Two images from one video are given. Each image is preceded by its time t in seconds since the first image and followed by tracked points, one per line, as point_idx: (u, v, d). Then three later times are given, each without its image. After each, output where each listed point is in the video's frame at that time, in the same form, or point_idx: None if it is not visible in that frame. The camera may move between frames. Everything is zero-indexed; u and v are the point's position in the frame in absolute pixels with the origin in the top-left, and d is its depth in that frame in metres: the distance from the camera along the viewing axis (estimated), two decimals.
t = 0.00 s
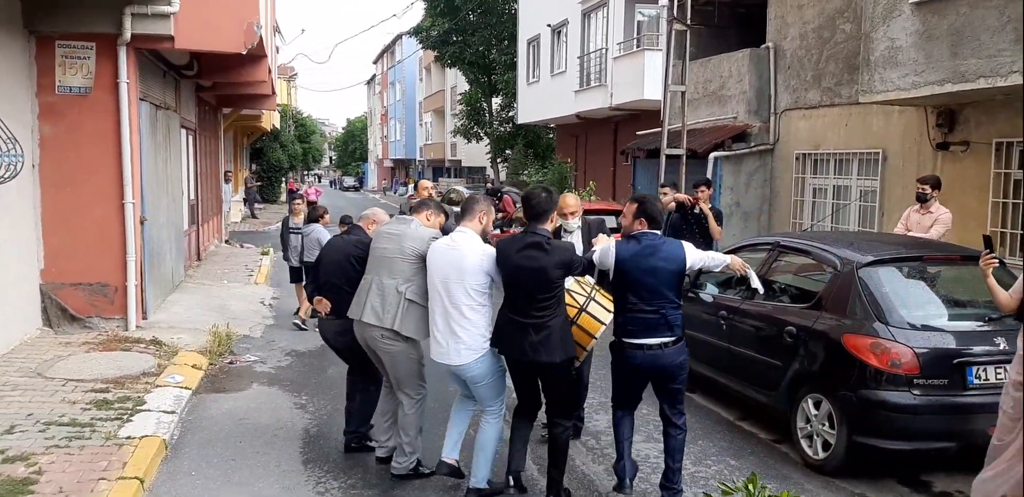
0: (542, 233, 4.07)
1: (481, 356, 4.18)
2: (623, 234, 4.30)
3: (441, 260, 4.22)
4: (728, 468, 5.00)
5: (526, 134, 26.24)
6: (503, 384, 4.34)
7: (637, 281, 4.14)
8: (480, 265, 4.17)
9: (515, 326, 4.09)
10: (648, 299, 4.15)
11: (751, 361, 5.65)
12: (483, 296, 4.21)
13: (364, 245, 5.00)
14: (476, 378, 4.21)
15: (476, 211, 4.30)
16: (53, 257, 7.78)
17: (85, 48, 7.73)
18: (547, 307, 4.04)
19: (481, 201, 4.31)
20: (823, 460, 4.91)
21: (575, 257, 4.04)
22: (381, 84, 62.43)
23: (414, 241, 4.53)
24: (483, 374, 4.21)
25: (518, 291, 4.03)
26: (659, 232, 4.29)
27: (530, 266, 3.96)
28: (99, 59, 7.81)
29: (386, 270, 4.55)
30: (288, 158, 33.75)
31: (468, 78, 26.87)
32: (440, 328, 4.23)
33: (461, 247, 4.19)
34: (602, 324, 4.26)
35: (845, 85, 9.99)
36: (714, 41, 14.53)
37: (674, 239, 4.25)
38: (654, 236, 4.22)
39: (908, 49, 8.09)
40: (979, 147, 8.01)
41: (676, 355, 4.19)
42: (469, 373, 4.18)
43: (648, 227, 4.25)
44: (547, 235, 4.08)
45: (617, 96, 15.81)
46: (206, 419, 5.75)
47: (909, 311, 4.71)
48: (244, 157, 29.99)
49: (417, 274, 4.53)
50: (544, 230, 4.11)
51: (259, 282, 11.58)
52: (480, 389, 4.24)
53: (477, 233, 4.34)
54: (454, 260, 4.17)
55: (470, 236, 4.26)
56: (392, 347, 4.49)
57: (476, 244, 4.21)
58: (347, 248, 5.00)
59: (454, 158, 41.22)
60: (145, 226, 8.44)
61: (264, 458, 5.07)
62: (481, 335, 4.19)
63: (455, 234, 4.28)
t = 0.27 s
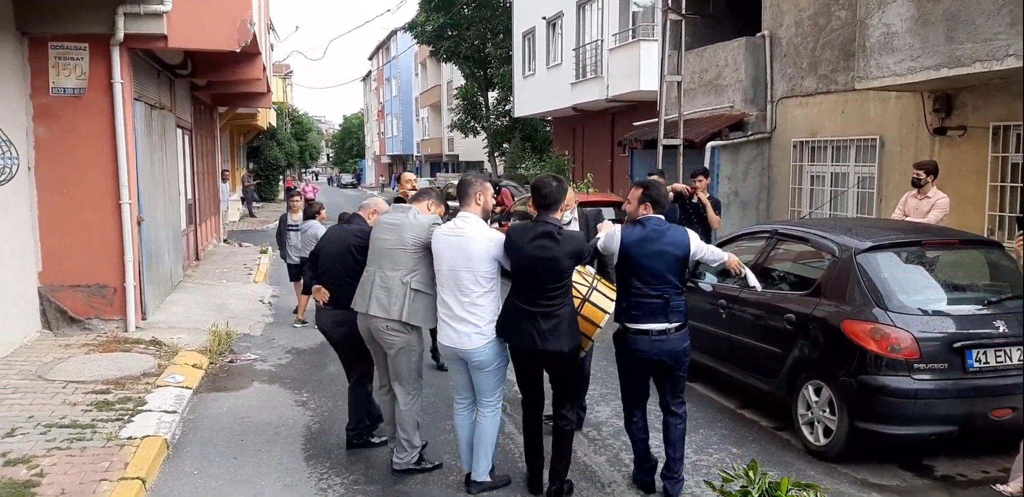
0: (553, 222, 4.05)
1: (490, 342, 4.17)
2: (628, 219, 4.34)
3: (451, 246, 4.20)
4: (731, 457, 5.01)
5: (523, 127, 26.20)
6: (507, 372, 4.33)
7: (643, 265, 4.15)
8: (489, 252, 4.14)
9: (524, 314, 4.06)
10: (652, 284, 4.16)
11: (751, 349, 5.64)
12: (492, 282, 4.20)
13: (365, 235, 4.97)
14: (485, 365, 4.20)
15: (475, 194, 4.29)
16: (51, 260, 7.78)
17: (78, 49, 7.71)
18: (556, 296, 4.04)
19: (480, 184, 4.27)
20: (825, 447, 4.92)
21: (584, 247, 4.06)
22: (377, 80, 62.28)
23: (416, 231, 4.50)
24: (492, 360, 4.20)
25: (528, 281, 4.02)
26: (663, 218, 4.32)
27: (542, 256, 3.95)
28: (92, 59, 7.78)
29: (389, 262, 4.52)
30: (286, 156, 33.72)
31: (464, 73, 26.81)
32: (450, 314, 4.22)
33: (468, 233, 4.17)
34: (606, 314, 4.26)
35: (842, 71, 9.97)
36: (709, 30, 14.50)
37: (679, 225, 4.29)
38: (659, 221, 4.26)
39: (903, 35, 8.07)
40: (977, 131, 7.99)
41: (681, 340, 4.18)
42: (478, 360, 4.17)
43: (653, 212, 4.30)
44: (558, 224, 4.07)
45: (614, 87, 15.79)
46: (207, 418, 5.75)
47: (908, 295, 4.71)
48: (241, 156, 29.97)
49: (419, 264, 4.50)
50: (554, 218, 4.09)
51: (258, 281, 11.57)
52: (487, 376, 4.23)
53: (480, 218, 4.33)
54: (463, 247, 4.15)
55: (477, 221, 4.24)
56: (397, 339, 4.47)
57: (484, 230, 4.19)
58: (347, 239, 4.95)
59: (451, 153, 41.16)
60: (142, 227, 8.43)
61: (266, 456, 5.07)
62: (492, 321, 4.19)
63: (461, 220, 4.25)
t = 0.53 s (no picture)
0: (550, 217, 4.05)
1: (486, 343, 4.19)
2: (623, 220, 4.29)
3: (444, 249, 4.20)
4: (731, 451, 5.02)
5: (524, 121, 26.15)
6: (505, 371, 4.33)
7: (638, 267, 4.11)
8: (483, 253, 4.15)
9: (522, 309, 4.08)
10: (649, 284, 4.12)
11: (752, 344, 5.65)
12: (487, 283, 4.20)
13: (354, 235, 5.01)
14: (481, 366, 4.21)
15: (467, 193, 4.29)
16: (53, 253, 7.78)
17: (78, 41, 7.70)
18: (553, 291, 4.04)
19: (472, 184, 4.28)
20: (825, 442, 4.93)
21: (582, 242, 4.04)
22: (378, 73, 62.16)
23: (409, 229, 4.49)
24: (488, 360, 4.21)
25: (525, 275, 4.03)
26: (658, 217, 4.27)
27: (539, 250, 3.96)
28: (92, 50, 7.77)
29: (383, 259, 4.51)
30: (287, 150, 33.69)
31: (465, 66, 26.76)
32: (444, 316, 4.22)
33: (462, 235, 4.18)
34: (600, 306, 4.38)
35: (844, 66, 9.95)
36: (711, 24, 14.47)
37: (673, 225, 4.24)
38: (654, 220, 4.21)
39: (905, 29, 8.04)
40: (979, 126, 7.98)
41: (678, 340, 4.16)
42: (475, 361, 4.18)
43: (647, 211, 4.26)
44: (555, 218, 4.07)
45: (615, 81, 15.76)
46: (209, 411, 5.77)
47: (909, 291, 4.71)
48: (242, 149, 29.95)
49: (413, 262, 4.50)
50: (551, 213, 4.09)
51: (260, 274, 11.59)
52: (484, 376, 4.23)
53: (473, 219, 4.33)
54: (457, 249, 4.15)
55: (470, 223, 4.25)
56: (397, 335, 4.47)
57: (478, 232, 4.20)
58: (340, 238, 5.01)
59: (452, 146, 41.12)
60: (143, 219, 8.43)
61: (268, 448, 5.09)
62: (485, 322, 4.19)
63: (455, 222, 4.25)
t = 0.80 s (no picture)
0: (537, 213, 3.98)
1: (469, 334, 4.12)
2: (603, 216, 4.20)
3: (425, 239, 4.09)
4: (734, 447, 4.99)
5: (529, 114, 26.06)
6: (489, 362, 4.26)
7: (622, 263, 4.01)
8: (464, 244, 4.05)
9: (507, 311, 4.01)
10: (632, 279, 4.02)
11: (757, 340, 5.62)
12: (469, 273, 4.11)
13: (331, 224, 4.85)
14: (463, 357, 4.15)
15: (446, 182, 4.20)
16: (56, 243, 7.77)
17: (81, 31, 7.67)
18: (538, 291, 3.97)
19: (448, 171, 4.18)
20: (829, 438, 4.90)
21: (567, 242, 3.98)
22: (383, 66, 62.05)
23: (388, 219, 4.41)
24: (470, 352, 4.14)
25: (511, 274, 3.96)
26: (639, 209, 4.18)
27: (524, 249, 3.89)
28: (96, 41, 7.75)
29: (367, 252, 4.46)
30: (291, 142, 33.67)
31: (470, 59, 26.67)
32: (426, 307, 4.14)
33: (442, 225, 4.07)
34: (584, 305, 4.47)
35: (851, 61, 9.88)
36: (718, 18, 14.39)
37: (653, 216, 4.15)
38: (634, 213, 4.11)
39: (914, 24, 7.97)
40: (987, 122, 7.91)
41: (660, 340, 4.05)
42: (457, 352, 4.12)
43: (627, 205, 4.16)
44: (543, 215, 3.99)
45: (621, 75, 15.69)
46: (211, 403, 5.76)
47: (916, 289, 4.67)
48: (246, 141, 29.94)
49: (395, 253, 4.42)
50: (540, 210, 4.02)
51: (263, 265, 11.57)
52: (467, 368, 4.17)
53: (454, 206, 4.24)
54: (436, 240, 4.05)
55: (451, 212, 4.14)
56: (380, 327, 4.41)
57: (459, 222, 4.09)
58: (319, 228, 4.86)
59: (456, 140, 41.05)
60: (146, 210, 8.42)
61: (268, 441, 5.07)
62: (468, 312, 4.10)
63: (435, 212, 4.14)
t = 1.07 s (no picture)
0: (529, 206, 3.89)
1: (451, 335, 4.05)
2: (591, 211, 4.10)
3: (406, 238, 4.05)
4: (736, 441, 5.02)
5: (534, 110, 26.10)
6: (473, 362, 4.17)
7: (610, 255, 3.91)
8: (445, 242, 3.99)
9: (498, 302, 3.94)
10: (622, 271, 3.92)
11: (759, 335, 5.65)
12: (450, 274, 4.03)
13: (314, 221, 4.80)
14: (446, 358, 4.07)
15: (431, 180, 4.13)
16: (65, 237, 7.85)
17: (89, 27, 7.73)
18: (531, 283, 3.89)
19: (432, 169, 4.11)
20: (831, 432, 4.93)
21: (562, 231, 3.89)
22: (388, 62, 62.13)
23: (374, 214, 4.40)
24: (452, 353, 4.07)
25: (501, 267, 3.87)
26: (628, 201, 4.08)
27: (518, 241, 3.79)
28: (104, 37, 7.81)
29: (355, 247, 4.44)
30: (297, 138, 33.77)
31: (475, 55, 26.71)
32: (409, 307, 4.08)
33: (423, 224, 4.01)
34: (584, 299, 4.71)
35: (856, 57, 9.88)
36: (723, 15, 14.40)
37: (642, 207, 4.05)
38: (622, 204, 4.02)
39: (918, 21, 7.97)
40: (991, 119, 7.90)
41: (652, 333, 3.96)
42: (438, 353, 4.05)
43: (613, 198, 4.06)
44: (535, 208, 3.91)
45: (625, 72, 15.71)
46: (217, 395, 5.82)
47: (918, 284, 4.70)
48: (252, 137, 30.05)
49: (382, 248, 4.41)
50: (531, 202, 3.94)
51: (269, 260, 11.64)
52: (450, 369, 4.09)
53: (438, 204, 4.19)
54: (417, 238, 4.00)
55: (432, 211, 4.08)
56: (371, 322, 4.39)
57: (441, 220, 4.03)
58: (302, 226, 4.80)
59: (461, 136, 41.12)
60: (154, 205, 8.48)
61: (275, 433, 5.13)
62: (449, 313, 4.04)
63: (416, 211, 4.09)
